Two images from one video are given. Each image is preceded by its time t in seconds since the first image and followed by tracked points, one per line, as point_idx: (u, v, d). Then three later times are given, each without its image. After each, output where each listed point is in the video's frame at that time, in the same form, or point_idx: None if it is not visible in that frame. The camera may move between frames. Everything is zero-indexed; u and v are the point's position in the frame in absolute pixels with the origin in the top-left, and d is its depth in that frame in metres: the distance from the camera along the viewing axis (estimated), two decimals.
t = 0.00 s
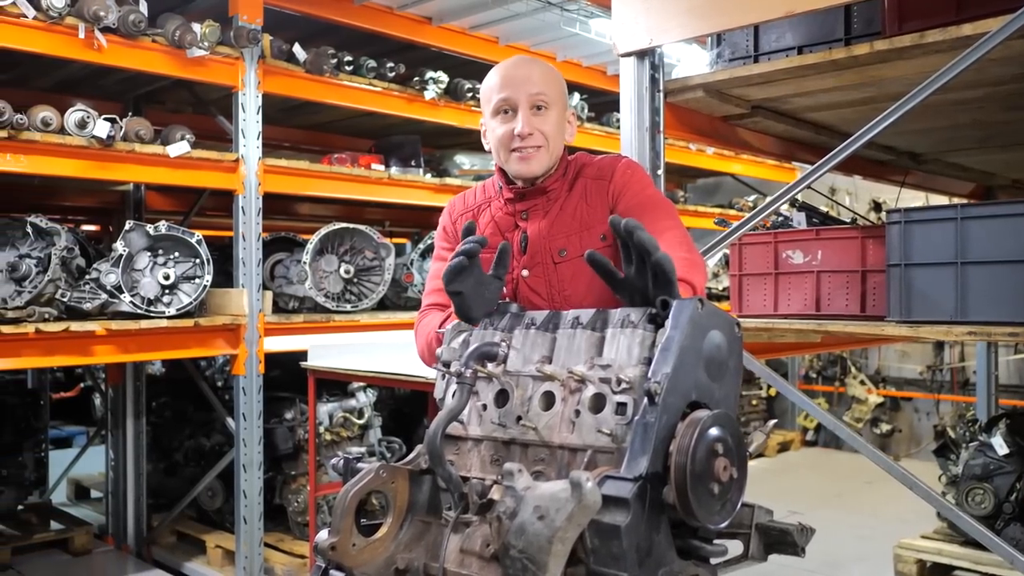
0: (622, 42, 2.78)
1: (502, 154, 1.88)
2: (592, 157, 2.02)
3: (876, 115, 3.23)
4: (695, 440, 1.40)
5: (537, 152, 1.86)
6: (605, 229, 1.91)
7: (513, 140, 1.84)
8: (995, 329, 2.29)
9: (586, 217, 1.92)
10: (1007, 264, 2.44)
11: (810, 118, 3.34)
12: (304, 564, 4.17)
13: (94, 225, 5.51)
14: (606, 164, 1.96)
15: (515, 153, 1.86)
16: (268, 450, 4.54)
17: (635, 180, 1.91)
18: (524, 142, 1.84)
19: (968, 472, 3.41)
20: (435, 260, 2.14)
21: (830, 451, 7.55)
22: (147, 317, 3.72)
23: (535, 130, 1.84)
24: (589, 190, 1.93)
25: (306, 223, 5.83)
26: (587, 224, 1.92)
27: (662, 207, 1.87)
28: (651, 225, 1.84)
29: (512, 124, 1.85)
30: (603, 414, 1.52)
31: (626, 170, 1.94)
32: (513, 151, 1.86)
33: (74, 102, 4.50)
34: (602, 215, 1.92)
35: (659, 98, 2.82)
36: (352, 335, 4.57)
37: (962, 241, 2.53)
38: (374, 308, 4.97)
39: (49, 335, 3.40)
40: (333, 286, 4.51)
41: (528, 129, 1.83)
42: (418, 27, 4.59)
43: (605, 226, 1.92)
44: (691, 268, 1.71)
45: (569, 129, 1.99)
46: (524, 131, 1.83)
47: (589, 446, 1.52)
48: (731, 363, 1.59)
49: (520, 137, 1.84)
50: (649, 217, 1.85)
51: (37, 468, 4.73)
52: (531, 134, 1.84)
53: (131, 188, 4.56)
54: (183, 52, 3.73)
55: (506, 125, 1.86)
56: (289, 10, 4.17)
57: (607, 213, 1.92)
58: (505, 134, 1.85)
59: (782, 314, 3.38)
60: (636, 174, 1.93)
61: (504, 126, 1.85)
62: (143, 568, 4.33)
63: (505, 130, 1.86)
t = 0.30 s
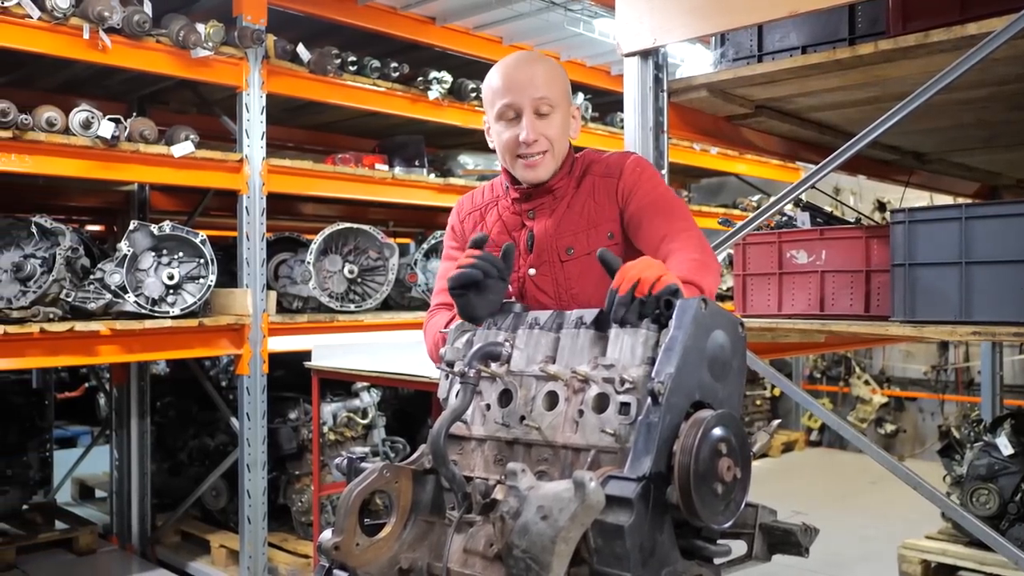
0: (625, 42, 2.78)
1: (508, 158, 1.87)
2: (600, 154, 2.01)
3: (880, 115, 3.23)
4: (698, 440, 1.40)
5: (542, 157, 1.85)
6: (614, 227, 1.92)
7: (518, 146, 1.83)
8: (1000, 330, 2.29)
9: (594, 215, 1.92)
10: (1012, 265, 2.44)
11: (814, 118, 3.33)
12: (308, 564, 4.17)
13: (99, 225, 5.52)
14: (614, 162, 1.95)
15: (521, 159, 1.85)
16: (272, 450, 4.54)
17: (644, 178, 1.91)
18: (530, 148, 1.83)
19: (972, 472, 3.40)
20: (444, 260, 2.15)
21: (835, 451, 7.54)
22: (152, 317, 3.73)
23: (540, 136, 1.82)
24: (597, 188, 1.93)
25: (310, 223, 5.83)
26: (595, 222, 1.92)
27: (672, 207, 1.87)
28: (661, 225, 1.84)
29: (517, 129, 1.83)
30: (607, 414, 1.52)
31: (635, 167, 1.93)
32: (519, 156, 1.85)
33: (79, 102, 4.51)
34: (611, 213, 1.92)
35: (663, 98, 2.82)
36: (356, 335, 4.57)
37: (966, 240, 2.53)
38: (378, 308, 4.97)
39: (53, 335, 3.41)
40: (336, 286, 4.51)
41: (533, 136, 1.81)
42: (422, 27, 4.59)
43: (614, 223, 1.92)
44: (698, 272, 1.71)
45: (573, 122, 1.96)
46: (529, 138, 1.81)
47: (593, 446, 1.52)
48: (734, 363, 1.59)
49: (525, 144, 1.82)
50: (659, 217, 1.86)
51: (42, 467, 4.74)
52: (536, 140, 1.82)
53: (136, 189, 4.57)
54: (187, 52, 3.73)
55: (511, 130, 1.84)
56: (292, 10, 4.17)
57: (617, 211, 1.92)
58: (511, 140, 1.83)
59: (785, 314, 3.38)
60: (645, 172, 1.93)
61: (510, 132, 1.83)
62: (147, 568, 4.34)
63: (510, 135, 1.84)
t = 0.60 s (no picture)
0: (627, 42, 2.78)
1: (536, 151, 1.90)
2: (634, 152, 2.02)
3: (882, 115, 3.22)
4: (699, 439, 1.41)
5: (570, 152, 1.87)
6: (642, 225, 1.90)
7: (546, 141, 1.86)
8: (1002, 330, 2.29)
9: (623, 212, 1.91)
10: (1015, 265, 2.43)
11: (817, 118, 3.33)
12: (310, 563, 4.18)
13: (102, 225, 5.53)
14: (648, 160, 1.94)
15: (549, 154, 1.88)
16: (275, 450, 4.55)
17: (679, 180, 1.89)
18: (557, 143, 1.85)
19: (975, 473, 3.39)
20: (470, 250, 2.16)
21: (838, 452, 7.54)
22: (155, 317, 3.74)
23: (567, 131, 1.84)
24: (629, 184, 1.92)
25: (312, 223, 5.83)
26: (625, 218, 1.91)
27: (705, 212, 1.86)
28: (691, 231, 1.83)
29: (545, 124, 1.86)
30: (608, 413, 1.53)
31: (669, 168, 1.92)
32: (546, 150, 1.88)
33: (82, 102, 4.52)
34: (641, 211, 1.91)
35: (665, 98, 2.81)
36: (359, 335, 4.58)
37: (968, 241, 2.53)
38: (380, 308, 4.98)
39: (57, 335, 3.42)
40: (339, 286, 4.52)
41: (560, 131, 1.84)
42: (425, 27, 4.59)
43: (643, 221, 1.91)
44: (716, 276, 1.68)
45: (605, 113, 1.97)
46: (556, 133, 1.84)
47: (593, 446, 1.52)
48: (735, 362, 1.59)
49: (552, 139, 1.85)
50: (690, 221, 1.84)
51: (45, 467, 4.76)
52: (563, 135, 1.84)
53: (139, 189, 4.58)
54: (190, 53, 3.74)
55: (539, 124, 1.87)
56: (295, 11, 4.18)
57: (646, 209, 1.91)
58: (539, 134, 1.86)
59: (788, 314, 3.38)
60: (679, 173, 1.91)
61: (538, 126, 1.86)
62: (150, 568, 4.34)
63: (538, 129, 1.87)
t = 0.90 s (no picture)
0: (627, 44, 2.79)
1: (573, 151, 1.88)
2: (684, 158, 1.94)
3: (884, 117, 3.22)
4: (700, 441, 1.41)
5: (607, 155, 1.84)
6: (674, 234, 1.83)
7: (582, 143, 1.84)
8: (1004, 331, 2.29)
9: (658, 218, 1.86)
10: (1016, 265, 2.44)
11: (818, 119, 3.34)
12: (312, 564, 4.18)
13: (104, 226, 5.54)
14: (696, 170, 1.87)
15: (585, 155, 1.85)
16: (277, 451, 4.56)
17: (723, 199, 1.82)
18: (593, 147, 1.83)
19: (977, 474, 3.39)
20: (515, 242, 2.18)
21: (840, 452, 7.53)
22: (157, 317, 3.74)
23: (603, 136, 1.81)
24: (667, 190, 1.87)
25: (314, 223, 5.84)
26: (658, 224, 1.85)
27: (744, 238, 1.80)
28: (728, 264, 1.79)
29: (581, 127, 1.83)
30: (609, 415, 1.53)
31: (715, 184, 1.84)
32: (582, 152, 1.86)
33: (85, 103, 4.53)
34: (676, 219, 1.84)
35: (666, 99, 2.81)
36: (362, 336, 4.58)
37: (970, 242, 2.53)
38: (382, 309, 4.99)
39: (59, 335, 3.43)
40: (342, 287, 4.53)
41: (595, 136, 1.81)
42: (426, 28, 4.59)
43: (677, 230, 1.84)
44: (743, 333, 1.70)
45: (652, 114, 1.91)
46: (591, 137, 1.81)
47: (595, 447, 1.53)
48: (737, 364, 1.59)
49: (588, 142, 1.82)
50: (727, 243, 1.80)
51: (47, 467, 4.76)
52: (599, 140, 1.81)
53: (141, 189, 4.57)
54: (192, 54, 3.75)
55: (577, 125, 1.84)
56: (297, 11, 4.18)
57: (682, 218, 1.84)
58: (575, 137, 1.84)
59: (789, 315, 3.39)
60: (724, 189, 1.84)
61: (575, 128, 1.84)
62: (153, 568, 4.35)
63: (575, 131, 1.84)
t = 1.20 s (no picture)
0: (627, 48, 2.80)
1: (604, 153, 1.89)
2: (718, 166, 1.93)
3: (885, 119, 3.23)
4: (702, 446, 1.42)
5: (636, 157, 1.85)
6: (702, 246, 1.84)
7: (611, 145, 1.84)
8: (1004, 334, 2.30)
9: (686, 228, 1.86)
10: (1016, 269, 2.44)
11: (819, 122, 3.35)
12: (314, 565, 4.20)
13: (106, 228, 5.55)
14: (729, 181, 1.86)
15: (614, 157, 1.86)
16: (279, 452, 4.58)
17: (756, 213, 1.82)
18: (622, 148, 1.84)
19: (977, 475, 3.39)
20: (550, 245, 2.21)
21: (841, 453, 7.54)
22: (160, 319, 3.75)
23: (633, 138, 1.82)
24: (697, 200, 1.86)
25: (316, 225, 5.85)
26: (686, 234, 1.86)
27: (774, 254, 1.81)
28: (756, 284, 1.81)
29: (612, 128, 1.83)
30: (611, 420, 1.54)
31: (749, 198, 1.83)
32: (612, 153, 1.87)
33: (87, 105, 4.54)
34: (705, 231, 1.85)
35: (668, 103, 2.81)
36: (364, 337, 4.60)
37: (971, 246, 2.54)
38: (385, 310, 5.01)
39: (62, 337, 3.44)
40: (343, 288, 4.53)
41: (625, 138, 1.81)
42: (428, 30, 4.60)
43: (706, 242, 1.85)
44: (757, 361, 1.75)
45: (685, 118, 1.90)
46: (620, 139, 1.82)
47: (597, 452, 1.54)
48: (738, 369, 1.60)
49: (617, 144, 1.83)
50: (758, 259, 1.81)
51: (50, 468, 4.78)
52: (629, 142, 1.82)
53: (144, 192, 4.56)
54: (194, 57, 3.75)
55: (608, 126, 1.84)
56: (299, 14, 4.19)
57: (712, 230, 1.85)
58: (605, 137, 1.85)
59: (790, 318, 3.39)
60: (757, 204, 1.83)
61: (605, 129, 1.85)
62: (155, 569, 4.36)
63: (606, 131, 1.85)
